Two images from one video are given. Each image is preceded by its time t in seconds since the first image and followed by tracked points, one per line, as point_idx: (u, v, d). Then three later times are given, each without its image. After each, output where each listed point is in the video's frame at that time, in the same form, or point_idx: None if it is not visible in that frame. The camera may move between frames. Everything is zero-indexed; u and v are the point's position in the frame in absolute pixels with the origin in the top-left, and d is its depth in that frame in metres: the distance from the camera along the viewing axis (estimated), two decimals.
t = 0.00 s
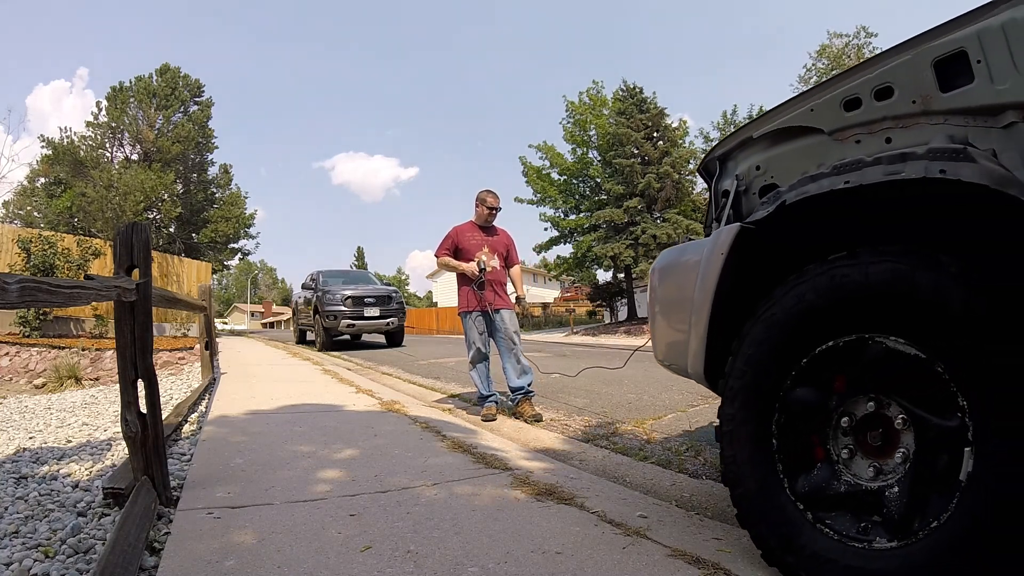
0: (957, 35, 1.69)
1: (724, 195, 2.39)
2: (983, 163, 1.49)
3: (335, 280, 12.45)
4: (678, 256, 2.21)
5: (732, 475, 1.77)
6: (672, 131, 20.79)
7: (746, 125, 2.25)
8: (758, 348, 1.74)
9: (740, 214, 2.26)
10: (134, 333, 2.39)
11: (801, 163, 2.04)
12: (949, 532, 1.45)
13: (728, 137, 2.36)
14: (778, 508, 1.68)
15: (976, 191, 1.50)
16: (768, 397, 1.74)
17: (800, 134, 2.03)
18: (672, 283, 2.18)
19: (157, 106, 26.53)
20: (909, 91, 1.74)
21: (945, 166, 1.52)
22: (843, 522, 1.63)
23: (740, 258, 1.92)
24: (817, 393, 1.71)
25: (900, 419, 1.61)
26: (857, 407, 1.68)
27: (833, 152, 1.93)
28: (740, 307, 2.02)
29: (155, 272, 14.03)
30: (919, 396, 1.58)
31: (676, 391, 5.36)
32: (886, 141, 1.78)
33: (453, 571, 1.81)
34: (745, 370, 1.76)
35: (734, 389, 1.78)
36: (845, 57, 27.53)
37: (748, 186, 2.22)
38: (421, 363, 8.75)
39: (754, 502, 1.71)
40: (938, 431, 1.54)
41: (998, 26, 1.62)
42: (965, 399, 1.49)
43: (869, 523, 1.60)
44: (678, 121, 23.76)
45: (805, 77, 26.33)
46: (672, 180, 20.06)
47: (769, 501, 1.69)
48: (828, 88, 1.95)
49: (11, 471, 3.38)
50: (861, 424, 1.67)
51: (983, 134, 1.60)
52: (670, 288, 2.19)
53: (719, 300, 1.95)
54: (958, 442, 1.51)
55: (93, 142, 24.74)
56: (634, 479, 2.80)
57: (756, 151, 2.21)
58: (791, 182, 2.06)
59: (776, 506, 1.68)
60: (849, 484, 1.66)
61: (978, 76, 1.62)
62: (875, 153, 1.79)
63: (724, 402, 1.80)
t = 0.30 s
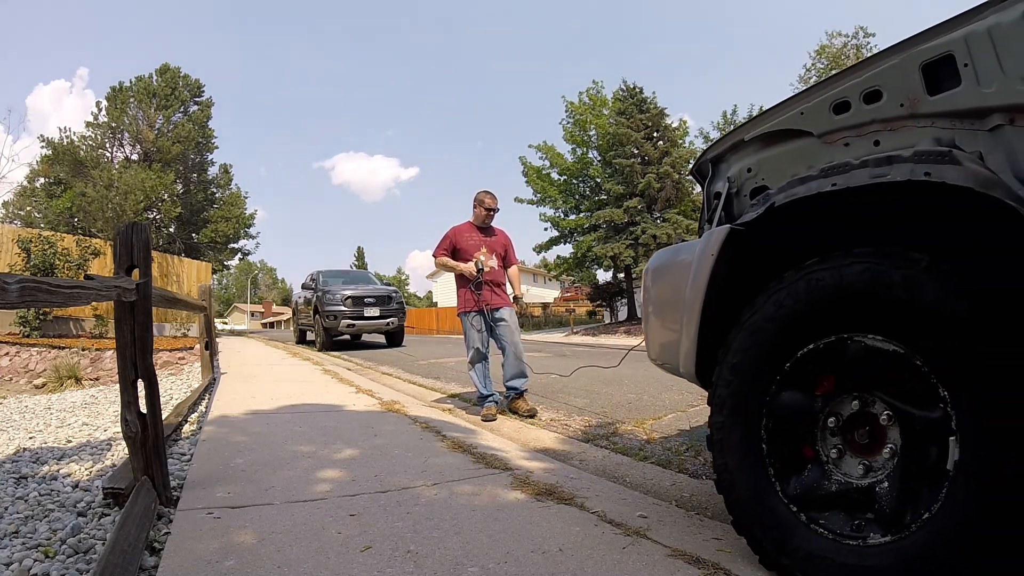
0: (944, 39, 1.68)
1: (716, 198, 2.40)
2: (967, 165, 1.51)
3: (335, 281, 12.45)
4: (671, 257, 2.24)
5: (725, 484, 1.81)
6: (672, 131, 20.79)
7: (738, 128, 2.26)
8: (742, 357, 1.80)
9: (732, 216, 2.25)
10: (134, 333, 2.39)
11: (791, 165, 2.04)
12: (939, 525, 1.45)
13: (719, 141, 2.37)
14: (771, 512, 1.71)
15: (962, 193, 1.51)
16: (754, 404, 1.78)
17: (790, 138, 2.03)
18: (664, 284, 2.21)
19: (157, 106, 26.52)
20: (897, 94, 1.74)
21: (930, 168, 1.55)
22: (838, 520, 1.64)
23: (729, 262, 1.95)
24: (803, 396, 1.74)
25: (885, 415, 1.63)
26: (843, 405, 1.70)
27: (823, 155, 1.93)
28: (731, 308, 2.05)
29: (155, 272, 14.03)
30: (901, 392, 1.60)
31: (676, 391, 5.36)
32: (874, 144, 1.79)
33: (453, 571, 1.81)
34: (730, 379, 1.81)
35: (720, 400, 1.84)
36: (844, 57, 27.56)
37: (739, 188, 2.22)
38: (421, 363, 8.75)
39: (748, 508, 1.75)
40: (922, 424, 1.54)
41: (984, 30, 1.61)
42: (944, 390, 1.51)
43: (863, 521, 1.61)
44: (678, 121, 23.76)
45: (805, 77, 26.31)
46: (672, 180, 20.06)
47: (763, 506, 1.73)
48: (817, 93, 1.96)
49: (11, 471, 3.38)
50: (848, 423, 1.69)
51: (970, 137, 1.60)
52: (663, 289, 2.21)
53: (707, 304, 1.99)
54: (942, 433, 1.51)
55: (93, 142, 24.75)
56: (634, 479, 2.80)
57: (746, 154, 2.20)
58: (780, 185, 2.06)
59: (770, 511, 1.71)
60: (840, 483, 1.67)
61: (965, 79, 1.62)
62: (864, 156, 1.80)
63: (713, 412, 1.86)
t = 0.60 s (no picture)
0: (930, 43, 1.71)
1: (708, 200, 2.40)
2: (953, 167, 1.54)
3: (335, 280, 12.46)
4: (665, 257, 2.25)
5: (721, 491, 1.82)
6: (671, 131, 20.80)
7: (728, 132, 2.25)
8: (727, 365, 1.82)
9: (723, 217, 2.27)
10: (134, 333, 2.39)
11: (782, 168, 2.04)
12: (929, 517, 1.46)
13: (709, 144, 2.36)
14: (765, 517, 1.72)
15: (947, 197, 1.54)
16: (742, 410, 1.80)
17: (779, 141, 2.04)
18: (657, 284, 2.22)
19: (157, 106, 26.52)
20: (885, 97, 1.75)
21: (915, 171, 1.57)
22: (833, 518, 1.65)
23: (718, 263, 1.96)
24: (788, 397, 1.76)
25: (869, 411, 1.65)
26: (828, 404, 1.72)
27: (812, 158, 1.94)
28: (722, 308, 2.07)
29: (155, 272, 14.03)
30: (883, 387, 1.62)
31: (675, 391, 5.36)
32: (862, 147, 1.79)
33: (453, 571, 1.81)
34: (718, 387, 1.84)
35: (710, 410, 1.87)
36: (844, 57, 27.57)
37: (730, 190, 2.22)
38: (421, 363, 8.75)
39: (743, 515, 1.76)
40: (905, 417, 1.56)
41: (970, 35, 1.65)
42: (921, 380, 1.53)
43: (856, 517, 1.63)
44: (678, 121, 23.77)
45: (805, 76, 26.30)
46: (672, 180, 20.07)
47: (756, 512, 1.73)
48: (806, 95, 1.95)
49: (11, 471, 3.38)
50: (834, 422, 1.71)
51: (957, 140, 1.64)
52: (656, 288, 2.23)
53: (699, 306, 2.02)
54: (924, 423, 1.52)
55: (93, 142, 24.76)
56: (634, 479, 2.80)
57: (738, 157, 2.21)
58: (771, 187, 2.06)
59: (764, 516, 1.72)
60: (831, 481, 1.68)
61: (953, 83, 1.65)
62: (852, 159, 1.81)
63: (704, 421, 1.89)
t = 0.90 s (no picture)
0: (917, 47, 1.72)
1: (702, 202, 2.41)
2: (936, 171, 1.55)
3: (335, 280, 12.46)
4: (660, 257, 2.27)
5: (715, 498, 1.82)
6: (671, 131, 20.82)
7: (720, 135, 2.27)
8: (713, 373, 1.86)
9: (715, 219, 2.30)
10: (134, 333, 2.39)
11: (772, 170, 2.06)
12: (919, 507, 1.48)
13: (703, 147, 2.38)
14: (759, 521, 1.73)
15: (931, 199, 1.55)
16: (731, 415, 1.83)
17: (770, 144, 2.06)
18: (652, 283, 2.24)
19: (157, 106, 26.51)
20: (873, 101, 1.77)
21: (900, 174, 1.57)
22: (828, 516, 1.67)
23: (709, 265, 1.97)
24: (774, 400, 1.79)
25: (854, 408, 1.67)
26: (813, 405, 1.75)
27: (802, 160, 1.95)
28: (714, 307, 2.07)
29: (155, 272, 14.04)
30: (865, 383, 1.66)
31: (675, 391, 5.36)
32: (851, 150, 1.81)
33: (453, 571, 1.81)
34: (706, 395, 1.87)
35: (700, 417, 1.89)
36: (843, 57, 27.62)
37: (723, 192, 2.25)
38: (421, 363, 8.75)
39: (738, 520, 1.77)
40: (888, 411, 1.59)
41: (957, 39, 1.66)
42: (901, 371, 1.56)
43: (849, 514, 1.64)
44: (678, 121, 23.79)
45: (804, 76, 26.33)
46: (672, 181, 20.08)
47: (750, 517, 1.74)
48: (795, 99, 1.97)
49: (11, 471, 3.38)
50: (821, 421, 1.73)
51: (943, 143, 1.64)
52: (650, 289, 2.25)
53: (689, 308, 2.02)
54: (907, 415, 1.56)
55: (93, 142, 24.76)
56: (634, 479, 2.80)
57: (730, 158, 2.23)
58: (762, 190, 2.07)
59: (758, 520, 1.73)
60: (821, 479, 1.70)
61: (939, 87, 1.65)
62: (841, 162, 1.83)
63: (695, 428, 1.91)
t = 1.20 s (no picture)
0: (906, 51, 1.75)
1: (693, 204, 2.41)
2: (922, 173, 1.59)
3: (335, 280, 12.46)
4: (654, 257, 2.28)
5: (711, 504, 1.85)
6: (672, 131, 20.84)
7: (712, 137, 2.27)
8: (701, 380, 1.91)
9: (707, 221, 2.29)
10: (134, 333, 2.39)
11: (762, 173, 2.07)
12: (909, 495, 1.52)
13: (693, 150, 2.39)
14: (755, 524, 1.74)
15: (916, 201, 1.59)
16: (721, 420, 1.88)
17: (760, 147, 2.07)
18: (645, 284, 2.25)
19: (157, 106, 26.50)
20: (862, 104, 1.80)
21: (886, 176, 1.61)
22: (822, 513, 1.69)
23: (698, 267, 2.01)
24: (762, 403, 1.83)
25: (839, 405, 1.71)
26: (800, 405, 1.79)
27: (792, 163, 1.97)
28: (704, 307, 2.13)
29: (155, 272, 14.04)
30: (847, 379, 1.70)
31: (675, 391, 5.36)
32: (839, 152, 1.84)
33: (453, 571, 1.81)
34: (696, 402, 1.93)
35: (692, 426, 1.94)
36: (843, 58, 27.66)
37: (714, 194, 2.24)
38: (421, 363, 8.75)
39: (735, 525, 1.78)
40: (869, 403, 1.64)
41: (945, 43, 1.69)
42: (879, 363, 1.62)
43: (842, 510, 1.67)
44: (678, 121, 23.81)
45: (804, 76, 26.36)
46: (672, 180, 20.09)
47: (745, 522, 1.76)
48: (786, 102, 2.00)
49: (11, 471, 3.38)
50: (808, 421, 1.77)
51: (930, 145, 1.67)
52: (643, 290, 2.25)
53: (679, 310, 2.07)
54: (889, 406, 1.60)
55: (94, 142, 24.76)
56: (634, 479, 2.80)
57: (722, 161, 2.22)
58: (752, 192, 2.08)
59: (754, 523, 1.75)
60: (812, 477, 1.73)
61: (927, 90, 1.68)
62: (830, 164, 1.85)
63: (688, 436, 1.95)
